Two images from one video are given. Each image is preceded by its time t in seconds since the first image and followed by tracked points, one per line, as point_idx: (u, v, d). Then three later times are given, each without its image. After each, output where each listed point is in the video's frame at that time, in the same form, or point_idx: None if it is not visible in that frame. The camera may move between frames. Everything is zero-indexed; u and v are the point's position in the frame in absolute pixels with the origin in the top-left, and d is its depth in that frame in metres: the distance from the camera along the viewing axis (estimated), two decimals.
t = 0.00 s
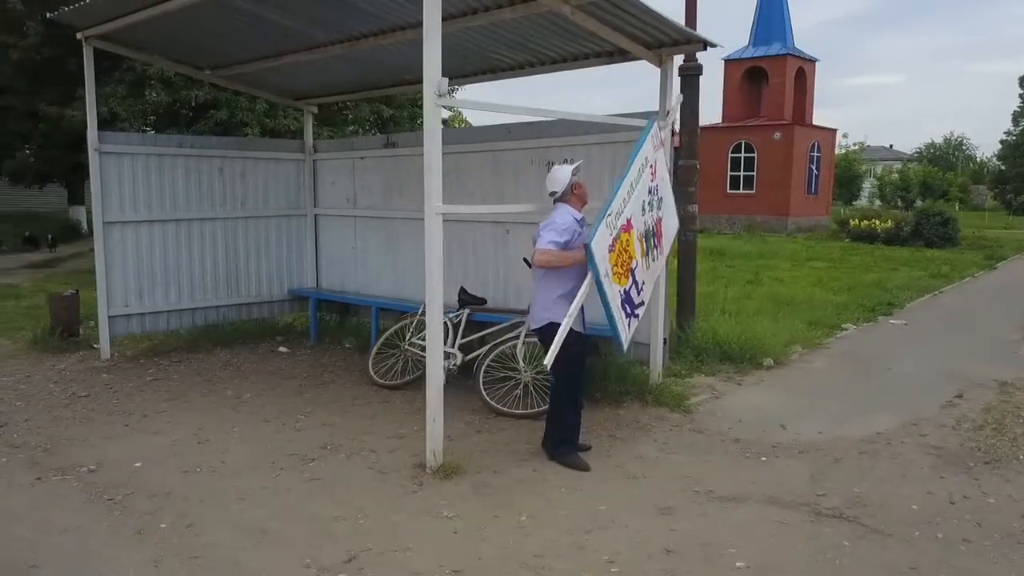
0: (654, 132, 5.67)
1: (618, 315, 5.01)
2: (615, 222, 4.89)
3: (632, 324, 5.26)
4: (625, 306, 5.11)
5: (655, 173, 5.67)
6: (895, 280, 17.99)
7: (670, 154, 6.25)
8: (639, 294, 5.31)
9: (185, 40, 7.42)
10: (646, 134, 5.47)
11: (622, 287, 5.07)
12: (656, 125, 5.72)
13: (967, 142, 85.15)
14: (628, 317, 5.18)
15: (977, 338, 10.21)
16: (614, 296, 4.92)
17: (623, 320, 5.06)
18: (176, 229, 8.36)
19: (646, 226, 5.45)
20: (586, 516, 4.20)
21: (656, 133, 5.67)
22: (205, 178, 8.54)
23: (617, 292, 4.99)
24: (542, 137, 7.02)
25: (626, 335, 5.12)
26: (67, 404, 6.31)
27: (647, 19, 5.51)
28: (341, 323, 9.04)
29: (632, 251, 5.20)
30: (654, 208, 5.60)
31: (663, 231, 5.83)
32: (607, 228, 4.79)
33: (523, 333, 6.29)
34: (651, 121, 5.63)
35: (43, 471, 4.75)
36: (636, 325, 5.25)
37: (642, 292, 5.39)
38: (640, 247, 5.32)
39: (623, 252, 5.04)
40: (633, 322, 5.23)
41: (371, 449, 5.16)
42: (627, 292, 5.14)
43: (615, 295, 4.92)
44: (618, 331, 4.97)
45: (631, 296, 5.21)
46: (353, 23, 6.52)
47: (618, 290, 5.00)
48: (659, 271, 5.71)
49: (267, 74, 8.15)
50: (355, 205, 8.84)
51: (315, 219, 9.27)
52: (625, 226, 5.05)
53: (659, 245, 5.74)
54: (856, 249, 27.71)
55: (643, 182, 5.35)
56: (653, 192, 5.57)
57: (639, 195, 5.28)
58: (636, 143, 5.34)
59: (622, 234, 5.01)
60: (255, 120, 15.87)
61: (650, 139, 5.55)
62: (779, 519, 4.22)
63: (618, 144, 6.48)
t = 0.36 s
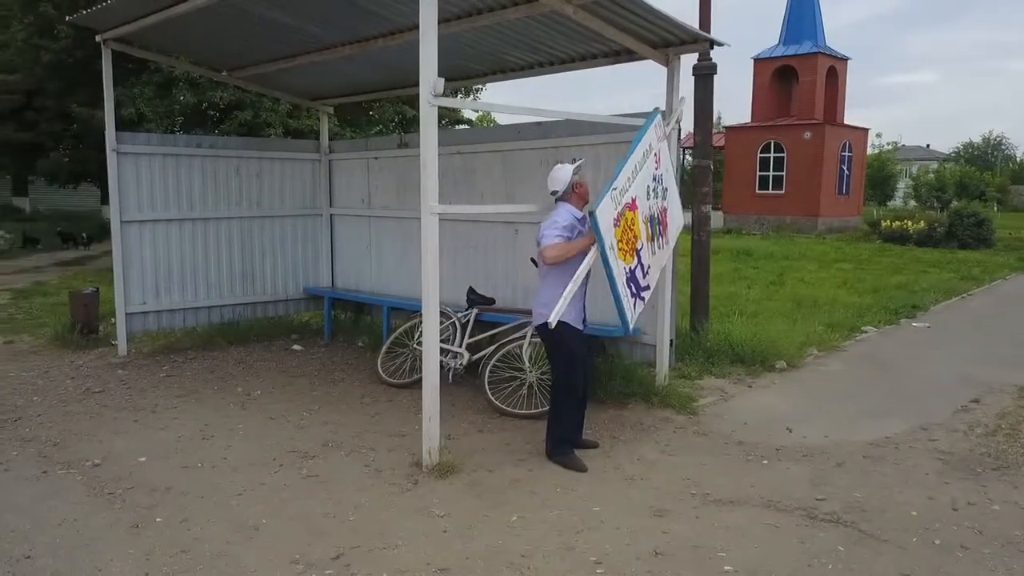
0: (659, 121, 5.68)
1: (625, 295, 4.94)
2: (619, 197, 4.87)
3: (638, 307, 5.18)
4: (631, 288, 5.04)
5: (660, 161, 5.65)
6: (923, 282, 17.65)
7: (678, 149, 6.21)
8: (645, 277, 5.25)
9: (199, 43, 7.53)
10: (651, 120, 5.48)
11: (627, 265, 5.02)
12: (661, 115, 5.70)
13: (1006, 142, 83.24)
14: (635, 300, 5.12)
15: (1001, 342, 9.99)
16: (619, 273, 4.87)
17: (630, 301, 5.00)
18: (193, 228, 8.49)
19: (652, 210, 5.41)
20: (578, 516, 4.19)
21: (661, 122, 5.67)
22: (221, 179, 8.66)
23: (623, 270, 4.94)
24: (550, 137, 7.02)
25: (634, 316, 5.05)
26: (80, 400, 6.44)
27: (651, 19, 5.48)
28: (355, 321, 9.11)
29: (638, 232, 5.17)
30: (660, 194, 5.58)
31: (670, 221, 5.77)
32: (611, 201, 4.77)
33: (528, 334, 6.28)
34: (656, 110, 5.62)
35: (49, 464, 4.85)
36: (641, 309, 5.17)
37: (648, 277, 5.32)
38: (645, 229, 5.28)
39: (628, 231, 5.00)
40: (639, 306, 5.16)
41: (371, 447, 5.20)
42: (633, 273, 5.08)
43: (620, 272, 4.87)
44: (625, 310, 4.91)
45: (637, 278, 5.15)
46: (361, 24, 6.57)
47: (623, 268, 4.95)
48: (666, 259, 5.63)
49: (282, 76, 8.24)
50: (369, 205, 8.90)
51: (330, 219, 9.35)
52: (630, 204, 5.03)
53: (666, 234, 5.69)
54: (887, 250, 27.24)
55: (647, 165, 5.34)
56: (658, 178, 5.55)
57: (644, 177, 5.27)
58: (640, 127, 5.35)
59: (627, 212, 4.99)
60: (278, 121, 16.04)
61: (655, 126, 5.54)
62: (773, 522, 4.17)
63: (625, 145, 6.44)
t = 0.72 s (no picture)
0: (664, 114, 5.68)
1: (622, 280, 4.91)
2: (621, 183, 4.87)
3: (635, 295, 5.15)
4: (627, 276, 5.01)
5: (664, 155, 5.63)
6: (948, 283, 17.35)
7: (683, 146, 6.20)
8: (643, 267, 5.22)
9: (213, 44, 7.63)
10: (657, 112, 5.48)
11: (626, 252, 5.00)
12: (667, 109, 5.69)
13: None
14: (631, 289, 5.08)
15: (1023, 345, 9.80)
16: (617, 259, 4.85)
17: (626, 288, 4.96)
18: (207, 228, 8.59)
19: (653, 200, 5.39)
20: (572, 517, 4.18)
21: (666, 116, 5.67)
22: (235, 179, 8.76)
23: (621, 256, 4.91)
24: (558, 136, 7.00)
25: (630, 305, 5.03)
26: (92, 396, 6.55)
27: (655, 19, 5.45)
28: (368, 321, 9.17)
29: (638, 220, 5.15)
30: (663, 186, 5.56)
31: (671, 216, 5.75)
32: (614, 185, 4.78)
33: (534, 334, 6.27)
34: (662, 104, 5.61)
35: (56, 459, 4.94)
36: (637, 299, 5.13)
37: (647, 267, 5.30)
38: (646, 218, 5.25)
39: (628, 219, 4.99)
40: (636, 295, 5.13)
41: (372, 445, 5.23)
42: (632, 261, 5.07)
43: (618, 258, 4.85)
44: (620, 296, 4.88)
45: (635, 267, 5.12)
46: (369, 26, 6.61)
47: (622, 255, 4.93)
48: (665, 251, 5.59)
49: (295, 77, 8.32)
50: (382, 205, 8.95)
51: (344, 219, 9.42)
52: (631, 191, 5.01)
53: (666, 227, 5.65)
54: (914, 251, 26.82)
55: (651, 156, 5.33)
56: (662, 169, 5.54)
57: (647, 166, 5.26)
58: (645, 119, 5.35)
59: (628, 199, 4.97)
60: (298, 121, 16.18)
61: (660, 120, 5.54)
62: (770, 525, 4.13)
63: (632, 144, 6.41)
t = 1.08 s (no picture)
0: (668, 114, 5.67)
1: (614, 270, 4.86)
2: (619, 172, 4.86)
3: (626, 287, 5.07)
4: (620, 267, 4.96)
5: (666, 154, 5.61)
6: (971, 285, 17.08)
7: (689, 147, 6.16)
8: (637, 262, 5.17)
9: (225, 46, 7.71)
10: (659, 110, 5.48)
11: (621, 243, 4.96)
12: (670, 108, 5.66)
13: None
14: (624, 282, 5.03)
15: None
16: (610, 248, 4.80)
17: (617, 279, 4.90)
18: (220, 228, 8.68)
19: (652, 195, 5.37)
20: (568, 518, 4.18)
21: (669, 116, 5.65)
22: (247, 179, 8.83)
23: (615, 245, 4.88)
24: (566, 136, 6.99)
25: (620, 297, 4.94)
26: (103, 393, 6.63)
27: (659, 19, 5.42)
28: (379, 320, 9.21)
29: (635, 213, 5.12)
30: (662, 183, 5.53)
31: (670, 216, 5.70)
32: (610, 173, 4.76)
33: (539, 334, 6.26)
34: (666, 103, 5.58)
35: (63, 455, 5.02)
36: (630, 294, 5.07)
37: (641, 262, 5.24)
38: (643, 211, 5.22)
39: (625, 211, 4.96)
40: (628, 287, 5.07)
41: (374, 444, 5.26)
42: (625, 252, 5.03)
43: (611, 247, 4.80)
44: (611, 286, 4.82)
45: (628, 259, 5.07)
46: (377, 27, 6.65)
47: (615, 245, 4.88)
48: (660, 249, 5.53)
49: (306, 78, 8.38)
50: (393, 205, 8.97)
51: (356, 219, 9.46)
52: (628, 181, 4.99)
53: (664, 226, 5.61)
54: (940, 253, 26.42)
55: (651, 151, 5.32)
56: (662, 167, 5.52)
57: (647, 160, 5.24)
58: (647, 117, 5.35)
59: (624, 190, 4.95)
60: (316, 122, 16.28)
61: (662, 119, 5.53)
62: (768, 529, 4.10)
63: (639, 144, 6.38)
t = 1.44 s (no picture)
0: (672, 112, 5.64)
1: (612, 265, 4.84)
2: (616, 165, 4.87)
3: (624, 283, 5.02)
4: (619, 263, 4.93)
5: (670, 152, 5.58)
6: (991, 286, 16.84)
7: (695, 148, 6.11)
8: (637, 258, 5.14)
9: (236, 47, 7.76)
10: (660, 107, 5.47)
11: (619, 238, 4.94)
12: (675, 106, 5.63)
13: None
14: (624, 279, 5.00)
15: None
16: (608, 242, 4.78)
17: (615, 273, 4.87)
18: (231, 228, 8.73)
19: (653, 191, 5.34)
20: (567, 519, 4.16)
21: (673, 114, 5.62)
22: (258, 179, 8.88)
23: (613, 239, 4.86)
24: (573, 136, 6.96)
25: (619, 293, 4.89)
26: (113, 392, 6.70)
27: (664, 19, 5.38)
28: (389, 320, 9.24)
29: (634, 209, 5.10)
30: (665, 180, 5.50)
31: (675, 215, 5.65)
32: (607, 166, 4.77)
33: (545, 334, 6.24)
34: (669, 101, 5.56)
35: (70, 453, 5.07)
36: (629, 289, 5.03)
37: (642, 258, 5.20)
38: (643, 206, 5.20)
39: (623, 206, 4.95)
40: (627, 283, 5.03)
41: (377, 444, 5.27)
42: (625, 248, 5.00)
43: (608, 240, 4.78)
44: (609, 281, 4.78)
45: (628, 255, 5.04)
46: (385, 28, 6.66)
47: (613, 239, 4.86)
48: (664, 247, 5.47)
49: (317, 78, 8.41)
50: (403, 206, 8.99)
51: (367, 219, 9.48)
52: (626, 176, 4.98)
53: (668, 225, 5.55)
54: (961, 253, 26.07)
55: (652, 146, 5.30)
56: (664, 164, 5.50)
57: (647, 155, 5.23)
58: (648, 113, 5.35)
59: (623, 184, 4.95)
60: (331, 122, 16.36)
61: (665, 117, 5.51)
62: (769, 533, 4.06)
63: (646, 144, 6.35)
